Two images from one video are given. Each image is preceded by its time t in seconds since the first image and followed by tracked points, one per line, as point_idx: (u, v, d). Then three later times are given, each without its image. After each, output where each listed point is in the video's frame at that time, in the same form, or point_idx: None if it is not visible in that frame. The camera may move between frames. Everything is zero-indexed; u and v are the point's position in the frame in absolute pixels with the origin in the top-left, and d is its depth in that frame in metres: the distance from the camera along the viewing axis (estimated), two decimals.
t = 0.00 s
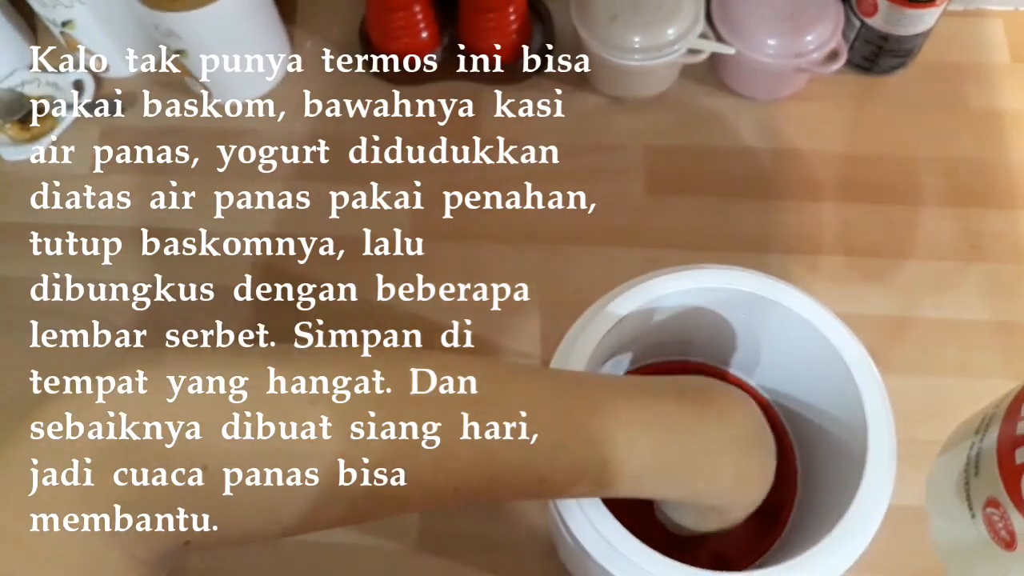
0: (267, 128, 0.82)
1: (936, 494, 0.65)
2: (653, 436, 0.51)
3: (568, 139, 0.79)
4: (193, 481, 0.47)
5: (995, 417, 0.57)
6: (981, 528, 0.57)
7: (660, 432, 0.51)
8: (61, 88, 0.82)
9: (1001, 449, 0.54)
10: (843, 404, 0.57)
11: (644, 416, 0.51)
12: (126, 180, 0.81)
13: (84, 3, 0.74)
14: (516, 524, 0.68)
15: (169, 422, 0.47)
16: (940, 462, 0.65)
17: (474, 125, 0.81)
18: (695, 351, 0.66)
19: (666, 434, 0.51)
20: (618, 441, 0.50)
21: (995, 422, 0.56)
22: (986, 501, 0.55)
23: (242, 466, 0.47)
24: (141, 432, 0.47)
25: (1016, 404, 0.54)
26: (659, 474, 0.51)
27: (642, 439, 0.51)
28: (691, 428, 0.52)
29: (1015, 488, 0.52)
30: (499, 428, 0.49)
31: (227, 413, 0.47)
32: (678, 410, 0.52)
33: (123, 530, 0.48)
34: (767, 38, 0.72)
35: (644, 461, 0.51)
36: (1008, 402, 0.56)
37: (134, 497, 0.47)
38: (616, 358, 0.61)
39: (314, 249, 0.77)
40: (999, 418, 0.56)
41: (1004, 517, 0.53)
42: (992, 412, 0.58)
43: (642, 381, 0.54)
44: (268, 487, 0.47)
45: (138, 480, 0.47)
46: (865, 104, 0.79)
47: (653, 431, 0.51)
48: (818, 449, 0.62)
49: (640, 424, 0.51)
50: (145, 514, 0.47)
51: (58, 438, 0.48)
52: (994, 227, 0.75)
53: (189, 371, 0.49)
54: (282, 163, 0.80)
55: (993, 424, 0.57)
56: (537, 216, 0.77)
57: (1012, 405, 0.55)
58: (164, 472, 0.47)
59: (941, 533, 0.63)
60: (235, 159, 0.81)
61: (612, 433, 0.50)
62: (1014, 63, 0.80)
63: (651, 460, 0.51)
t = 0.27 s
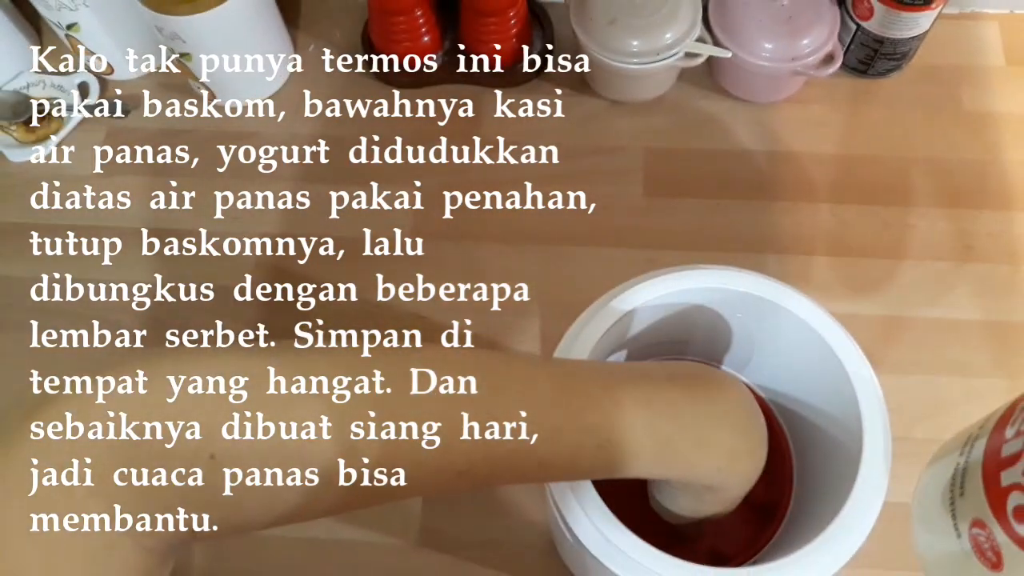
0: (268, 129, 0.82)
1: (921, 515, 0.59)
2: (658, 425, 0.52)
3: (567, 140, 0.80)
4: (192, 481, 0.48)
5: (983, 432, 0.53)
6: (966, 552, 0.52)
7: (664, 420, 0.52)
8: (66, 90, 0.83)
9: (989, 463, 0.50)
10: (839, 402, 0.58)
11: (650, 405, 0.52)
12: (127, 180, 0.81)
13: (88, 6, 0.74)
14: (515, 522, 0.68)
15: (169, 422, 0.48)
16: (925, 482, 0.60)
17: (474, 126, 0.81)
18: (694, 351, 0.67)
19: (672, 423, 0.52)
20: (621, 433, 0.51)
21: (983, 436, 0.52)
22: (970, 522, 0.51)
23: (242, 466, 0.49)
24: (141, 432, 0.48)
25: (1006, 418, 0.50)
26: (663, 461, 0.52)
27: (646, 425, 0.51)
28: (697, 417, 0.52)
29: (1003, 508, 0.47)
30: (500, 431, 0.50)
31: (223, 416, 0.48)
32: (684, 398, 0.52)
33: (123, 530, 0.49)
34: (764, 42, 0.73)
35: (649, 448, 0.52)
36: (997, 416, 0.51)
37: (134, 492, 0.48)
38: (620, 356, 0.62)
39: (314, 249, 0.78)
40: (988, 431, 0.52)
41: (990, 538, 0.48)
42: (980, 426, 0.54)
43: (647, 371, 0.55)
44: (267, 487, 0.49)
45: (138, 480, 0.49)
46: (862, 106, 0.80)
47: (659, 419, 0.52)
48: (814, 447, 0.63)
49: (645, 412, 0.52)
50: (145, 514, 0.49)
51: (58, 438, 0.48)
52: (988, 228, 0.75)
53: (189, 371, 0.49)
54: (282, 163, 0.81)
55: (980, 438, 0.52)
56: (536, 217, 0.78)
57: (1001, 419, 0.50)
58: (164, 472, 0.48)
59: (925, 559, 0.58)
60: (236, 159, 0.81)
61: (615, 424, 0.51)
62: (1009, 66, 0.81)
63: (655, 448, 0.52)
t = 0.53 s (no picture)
0: (267, 129, 0.82)
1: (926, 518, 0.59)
2: (674, 423, 0.52)
3: (567, 140, 0.80)
4: (192, 482, 0.49)
5: (986, 436, 0.53)
6: (972, 554, 0.51)
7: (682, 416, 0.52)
8: (65, 90, 0.83)
9: (994, 465, 0.49)
10: (841, 404, 0.58)
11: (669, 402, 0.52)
12: (127, 180, 0.81)
13: (88, 5, 0.74)
14: (514, 522, 0.68)
15: (169, 422, 0.48)
16: (927, 484, 0.60)
17: (474, 126, 0.81)
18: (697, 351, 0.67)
19: (687, 421, 0.52)
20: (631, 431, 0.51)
21: (987, 437, 0.52)
22: (976, 523, 0.50)
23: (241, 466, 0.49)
24: (141, 432, 0.48)
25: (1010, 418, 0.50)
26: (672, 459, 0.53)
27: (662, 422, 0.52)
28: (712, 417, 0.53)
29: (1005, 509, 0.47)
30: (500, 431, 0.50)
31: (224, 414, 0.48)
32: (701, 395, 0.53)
33: (123, 530, 0.49)
34: (765, 42, 0.73)
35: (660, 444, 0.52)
36: (1002, 417, 0.51)
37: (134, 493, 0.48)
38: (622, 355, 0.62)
39: (314, 249, 0.78)
40: (993, 432, 0.51)
41: (995, 537, 0.48)
42: (985, 429, 0.53)
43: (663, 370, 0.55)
44: (268, 487, 0.49)
45: (138, 481, 0.49)
46: (862, 106, 0.80)
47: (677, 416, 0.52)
48: (815, 448, 0.63)
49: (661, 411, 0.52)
50: (145, 514, 0.49)
51: (57, 438, 0.48)
52: (989, 228, 0.75)
53: (189, 371, 0.49)
54: (282, 163, 0.81)
55: (984, 440, 0.52)
56: (537, 217, 0.77)
57: (1005, 420, 0.50)
58: (163, 473, 0.48)
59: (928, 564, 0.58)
60: (236, 159, 0.81)
61: (621, 422, 0.51)
62: (1010, 66, 0.80)
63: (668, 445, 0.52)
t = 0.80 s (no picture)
0: (268, 129, 0.82)
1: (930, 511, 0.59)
2: (668, 415, 0.52)
3: (568, 140, 0.80)
4: (193, 481, 0.49)
5: (991, 430, 0.53)
6: (977, 547, 0.51)
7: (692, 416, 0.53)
8: (65, 90, 0.83)
9: (999, 460, 0.49)
10: (840, 404, 0.58)
11: (680, 400, 0.53)
12: (127, 180, 0.81)
13: (88, 5, 0.74)
14: (513, 522, 0.68)
15: (169, 422, 0.48)
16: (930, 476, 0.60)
17: (474, 126, 0.81)
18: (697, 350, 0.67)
19: (690, 417, 0.52)
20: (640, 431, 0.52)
21: (991, 432, 0.52)
22: (981, 516, 0.50)
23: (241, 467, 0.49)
24: (141, 432, 0.48)
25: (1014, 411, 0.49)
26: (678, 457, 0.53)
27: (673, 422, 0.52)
28: (724, 418, 0.53)
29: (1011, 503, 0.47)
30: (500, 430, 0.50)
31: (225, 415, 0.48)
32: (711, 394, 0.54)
33: (122, 530, 0.49)
34: (765, 41, 0.73)
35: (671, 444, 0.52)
36: (1006, 411, 0.51)
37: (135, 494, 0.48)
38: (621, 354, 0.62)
39: (314, 249, 0.78)
40: (997, 428, 0.51)
41: (1002, 531, 0.48)
42: (988, 424, 0.53)
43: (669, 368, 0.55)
44: (267, 487, 0.49)
45: (138, 481, 0.49)
46: (862, 106, 0.80)
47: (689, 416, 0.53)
48: (815, 448, 0.63)
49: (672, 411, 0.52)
50: (145, 514, 0.49)
51: (57, 438, 0.48)
52: (989, 228, 0.75)
53: (189, 371, 0.49)
54: (282, 163, 0.81)
55: (989, 435, 0.52)
56: (537, 217, 0.77)
57: (1010, 415, 0.50)
58: (163, 473, 0.48)
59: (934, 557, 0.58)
60: (236, 159, 0.81)
61: (619, 421, 0.51)
62: (1010, 66, 0.80)
63: (678, 445, 0.53)
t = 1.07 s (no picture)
0: (267, 129, 0.82)
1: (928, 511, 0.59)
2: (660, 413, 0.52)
3: (568, 140, 0.80)
4: (192, 481, 0.49)
5: (990, 429, 0.53)
6: (977, 549, 0.51)
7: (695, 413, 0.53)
8: (65, 90, 0.83)
9: (999, 461, 0.49)
10: (841, 403, 0.58)
11: (680, 397, 0.53)
12: (126, 180, 0.81)
13: (88, 5, 0.74)
14: (513, 522, 0.68)
15: (169, 422, 0.48)
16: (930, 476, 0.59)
17: (474, 126, 0.81)
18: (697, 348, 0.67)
19: (682, 414, 0.52)
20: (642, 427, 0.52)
21: (992, 433, 0.51)
22: (981, 518, 0.50)
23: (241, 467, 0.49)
24: (141, 432, 0.48)
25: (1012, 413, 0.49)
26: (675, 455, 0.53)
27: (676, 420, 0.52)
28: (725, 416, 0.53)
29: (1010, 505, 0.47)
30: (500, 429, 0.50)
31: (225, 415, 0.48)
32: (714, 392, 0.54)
33: (123, 531, 0.49)
34: (765, 42, 0.73)
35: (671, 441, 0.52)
36: (1006, 412, 0.51)
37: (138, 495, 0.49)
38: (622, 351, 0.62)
39: (313, 249, 0.78)
40: (997, 428, 0.51)
41: (1002, 533, 0.48)
42: (989, 424, 0.53)
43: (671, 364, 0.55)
44: (268, 487, 0.49)
45: (138, 480, 0.49)
46: (861, 106, 0.80)
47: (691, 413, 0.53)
48: (815, 448, 0.63)
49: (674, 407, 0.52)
50: (145, 514, 0.49)
51: (57, 438, 0.48)
52: (989, 228, 0.75)
53: (189, 371, 0.49)
54: (282, 163, 0.81)
55: (989, 435, 0.52)
56: (536, 216, 0.77)
57: (1010, 415, 0.50)
58: (164, 473, 0.49)
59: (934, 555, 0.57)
60: (236, 159, 0.81)
61: (611, 417, 0.51)
62: (1010, 66, 0.80)
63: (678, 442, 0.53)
